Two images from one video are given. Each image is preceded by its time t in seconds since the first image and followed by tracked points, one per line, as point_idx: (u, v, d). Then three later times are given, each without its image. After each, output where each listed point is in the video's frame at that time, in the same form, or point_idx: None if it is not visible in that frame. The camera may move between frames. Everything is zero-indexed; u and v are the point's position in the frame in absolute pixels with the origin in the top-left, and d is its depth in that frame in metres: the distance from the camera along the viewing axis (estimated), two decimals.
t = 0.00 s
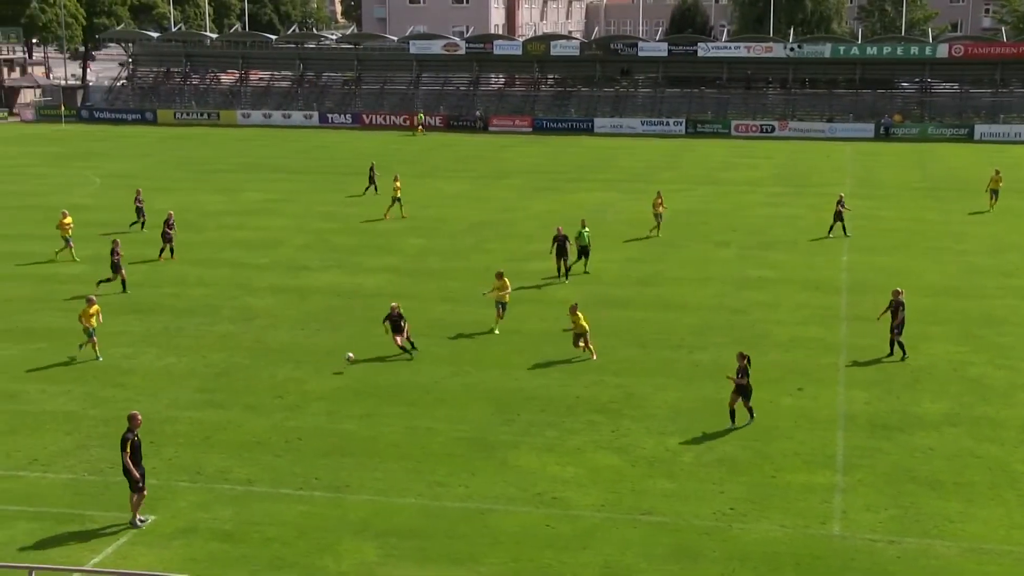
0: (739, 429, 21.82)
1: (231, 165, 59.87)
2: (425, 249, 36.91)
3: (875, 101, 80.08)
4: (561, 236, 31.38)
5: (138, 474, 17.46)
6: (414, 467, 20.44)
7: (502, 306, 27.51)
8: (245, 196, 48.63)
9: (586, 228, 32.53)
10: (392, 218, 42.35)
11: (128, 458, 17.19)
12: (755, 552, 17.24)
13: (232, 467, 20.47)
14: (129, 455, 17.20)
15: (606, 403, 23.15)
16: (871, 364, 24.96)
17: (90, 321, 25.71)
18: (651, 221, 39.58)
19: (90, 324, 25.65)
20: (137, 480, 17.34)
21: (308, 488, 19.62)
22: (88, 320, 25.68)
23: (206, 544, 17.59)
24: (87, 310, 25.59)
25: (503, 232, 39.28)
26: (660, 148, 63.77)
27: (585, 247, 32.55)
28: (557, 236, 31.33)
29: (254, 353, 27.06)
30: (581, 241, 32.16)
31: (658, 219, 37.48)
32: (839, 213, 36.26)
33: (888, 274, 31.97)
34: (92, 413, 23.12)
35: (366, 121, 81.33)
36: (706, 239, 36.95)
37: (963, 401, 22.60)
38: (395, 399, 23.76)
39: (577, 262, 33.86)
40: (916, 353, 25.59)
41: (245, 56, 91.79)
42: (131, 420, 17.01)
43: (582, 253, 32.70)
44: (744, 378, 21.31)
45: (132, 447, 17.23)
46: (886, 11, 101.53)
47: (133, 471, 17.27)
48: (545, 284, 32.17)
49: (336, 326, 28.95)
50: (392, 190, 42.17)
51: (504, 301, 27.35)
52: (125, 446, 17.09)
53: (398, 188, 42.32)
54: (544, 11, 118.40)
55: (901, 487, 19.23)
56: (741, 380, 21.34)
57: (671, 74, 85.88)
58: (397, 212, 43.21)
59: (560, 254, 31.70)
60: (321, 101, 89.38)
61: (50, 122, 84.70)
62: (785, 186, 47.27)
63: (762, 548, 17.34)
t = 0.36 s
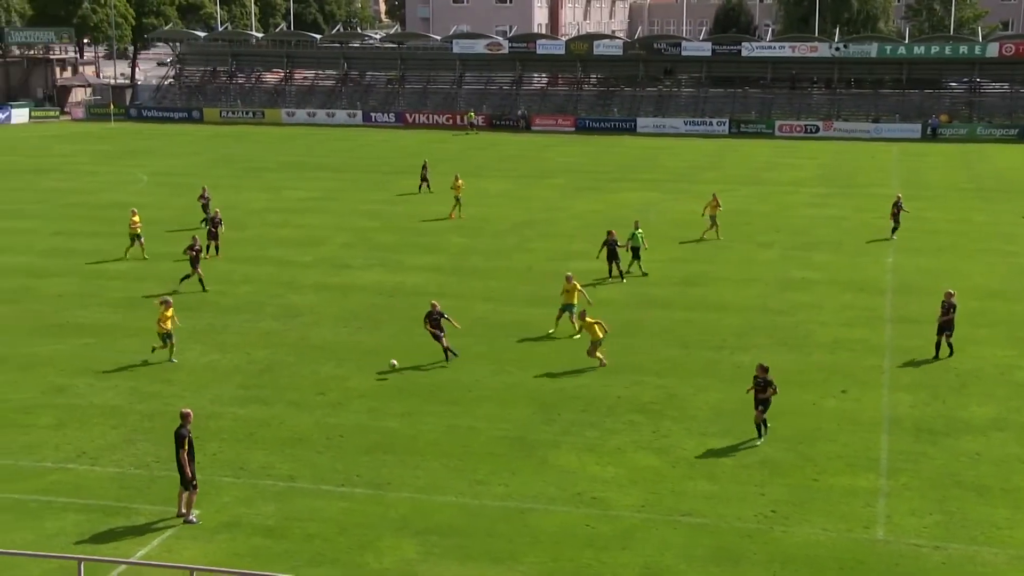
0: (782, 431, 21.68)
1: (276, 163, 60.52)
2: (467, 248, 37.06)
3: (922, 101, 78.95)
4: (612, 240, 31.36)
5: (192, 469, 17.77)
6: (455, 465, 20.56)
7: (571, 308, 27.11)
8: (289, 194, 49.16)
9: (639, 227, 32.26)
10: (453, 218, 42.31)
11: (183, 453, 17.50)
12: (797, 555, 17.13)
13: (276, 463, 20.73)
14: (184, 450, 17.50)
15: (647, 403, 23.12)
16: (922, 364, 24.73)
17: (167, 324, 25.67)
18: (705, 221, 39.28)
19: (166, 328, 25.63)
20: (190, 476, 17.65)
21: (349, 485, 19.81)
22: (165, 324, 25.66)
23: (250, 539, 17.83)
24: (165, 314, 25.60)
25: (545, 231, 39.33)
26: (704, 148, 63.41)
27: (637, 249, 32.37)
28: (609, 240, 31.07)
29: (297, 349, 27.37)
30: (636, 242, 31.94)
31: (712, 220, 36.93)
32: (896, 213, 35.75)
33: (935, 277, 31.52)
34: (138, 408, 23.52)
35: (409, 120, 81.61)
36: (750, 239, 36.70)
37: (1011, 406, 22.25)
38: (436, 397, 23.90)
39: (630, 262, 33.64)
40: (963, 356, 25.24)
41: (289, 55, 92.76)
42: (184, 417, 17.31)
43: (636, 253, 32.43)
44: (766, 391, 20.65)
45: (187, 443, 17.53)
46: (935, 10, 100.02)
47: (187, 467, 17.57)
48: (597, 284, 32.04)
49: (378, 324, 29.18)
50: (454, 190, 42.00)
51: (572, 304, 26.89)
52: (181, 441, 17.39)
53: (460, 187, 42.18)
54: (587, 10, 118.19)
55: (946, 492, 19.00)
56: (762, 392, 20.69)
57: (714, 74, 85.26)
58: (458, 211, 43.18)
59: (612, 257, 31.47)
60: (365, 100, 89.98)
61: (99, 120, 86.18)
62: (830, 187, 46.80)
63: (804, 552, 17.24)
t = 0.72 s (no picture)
0: (836, 434, 21.52)
1: (331, 161, 61.21)
2: (519, 247, 37.21)
3: (983, 101, 77.44)
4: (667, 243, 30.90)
5: (251, 466, 18.16)
6: (507, 464, 20.72)
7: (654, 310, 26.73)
8: (343, 193, 49.74)
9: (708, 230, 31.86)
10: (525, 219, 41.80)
11: (243, 451, 17.90)
12: (850, 559, 17.03)
13: (330, 460, 21.06)
14: (244, 447, 17.91)
15: (700, 404, 23.08)
16: (987, 364, 24.54)
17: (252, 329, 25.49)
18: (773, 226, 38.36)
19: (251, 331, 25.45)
20: (249, 473, 18.04)
21: (402, 483, 20.07)
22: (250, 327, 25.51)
23: (305, 535, 18.18)
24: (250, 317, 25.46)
25: (597, 231, 39.33)
26: (759, 148, 62.86)
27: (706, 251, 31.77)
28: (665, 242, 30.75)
29: (351, 347, 27.74)
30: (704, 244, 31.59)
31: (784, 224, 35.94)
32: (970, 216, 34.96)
33: (995, 280, 30.95)
34: (196, 403, 24.03)
35: (464, 119, 81.84)
36: (804, 240, 36.35)
37: None
38: (487, 396, 24.08)
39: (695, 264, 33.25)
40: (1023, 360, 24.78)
41: (345, 54, 93.98)
42: (243, 414, 17.69)
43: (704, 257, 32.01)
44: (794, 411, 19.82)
45: (247, 440, 17.94)
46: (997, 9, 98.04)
47: (247, 465, 17.97)
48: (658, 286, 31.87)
49: (431, 323, 29.45)
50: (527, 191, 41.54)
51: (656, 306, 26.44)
52: (241, 439, 17.80)
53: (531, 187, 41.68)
54: (643, 10, 117.72)
55: (1004, 498, 18.74)
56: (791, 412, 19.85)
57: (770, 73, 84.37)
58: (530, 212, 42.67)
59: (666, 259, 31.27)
60: (420, 99, 90.55)
61: (158, 119, 87.78)
62: (887, 188, 46.15)
63: (858, 556, 17.13)
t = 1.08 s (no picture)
0: (856, 434, 21.52)
1: (355, 161, 61.51)
2: (541, 247, 37.33)
3: (1007, 102, 76.94)
4: (688, 243, 30.89)
5: (273, 468, 18.39)
6: (528, 463, 20.88)
7: (710, 310, 26.81)
8: (366, 193, 50.02)
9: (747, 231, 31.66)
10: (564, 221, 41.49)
11: (264, 453, 18.14)
12: (870, 559, 17.07)
13: (352, 460, 21.28)
14: (266, 449, 18.16)
15: (721, 404, 23.14)
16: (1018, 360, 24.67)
17: (308, 337, 24.77)
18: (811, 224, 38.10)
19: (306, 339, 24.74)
20: (271, 474, 18.27)
21: (423, 483, 20.27)
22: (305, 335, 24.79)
23: (326, 534, 18.41)
24: (307, 324, 24.68)
25: (619, 231, 39.41)
26: (783, 148, 62.67)
27: (745, 251, 31.56)
28: (684, 242, 30.80)
29: (372, 347, 27.97)
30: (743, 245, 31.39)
31: (818, 226, 35.41)
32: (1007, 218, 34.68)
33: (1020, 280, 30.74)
34: (220, 404, 24.33)
35: (487, 119, 82.07)
36: (826, 241, 36.26)
37: None
38: (508, 396, 24.22)
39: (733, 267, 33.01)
40: None
41: (369, 54, 94.49)
42: (264, 417, 17.94)
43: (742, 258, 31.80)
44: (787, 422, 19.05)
45: (269, 442, 18.18)
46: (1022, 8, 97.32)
47: (269, 466, 18.20)
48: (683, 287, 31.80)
49: (452, 322, 29.64)
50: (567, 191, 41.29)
51: (713, 304, 26.60)
52: (263, 441, 18.03)
53: (573, 188, 41.29)
54: (667, 10, 117.56)
55: None
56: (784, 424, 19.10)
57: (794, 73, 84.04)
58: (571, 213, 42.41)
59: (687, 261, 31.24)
60: (443, 99, 90.79)
61: (182, 119, 88.44)
62: (911, 188, 45.91)
63: (878, 555, 17.17)
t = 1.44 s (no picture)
0: (772, 429, 21.73)
1: (270, 163, 60.39)
2: (460, 248, 37.03)
3: (912, 101, 79.14)
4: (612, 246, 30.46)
5: (187, 475, 17.74)
6: (447, 465, 20.58)
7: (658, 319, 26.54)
8: (280, 194, 49.10)
9: (677, 231, 31.52)
10: (493, 222, 41.04)
11: (178, 460, 17.50)
12: (788, 552, 17.23)
13: (267, 466, 20.68)
14: (179, 457, 17.50)
15: (640, 403, 23.15)
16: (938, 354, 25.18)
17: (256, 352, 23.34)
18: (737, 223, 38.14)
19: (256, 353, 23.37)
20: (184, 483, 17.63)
21: (341, 487, 19.78)
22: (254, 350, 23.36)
23: (240, 542, 17.83)
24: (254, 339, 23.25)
25: (537, 230, 39.34)
26: (697, 148, 63.46)
27: (674, 252, 31.48)
28: (608, 245, 30.44)
29: (287, 350, 27.33)
30: (671, 246, 31.23)
31: (743, 227, 35.39)
32: (930, 215, 35.33)
33: (927, 276, 31.46)
34: (129, 411, 23.46)
35: (403, 120, 81.44)
36: (741, 238, 36.73)
37: (999, 403, 22.26)
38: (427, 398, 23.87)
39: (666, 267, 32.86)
40: (954, 354, 25.15)
41: (281, 54, 92.69)
42: (177, 423, 17.29)
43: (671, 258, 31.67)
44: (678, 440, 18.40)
45: (182, 450, 17.53)
46: (925, 10, 100.43)
47: (182, 474, 17.56)
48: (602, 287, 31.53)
49: (370, 325, 29.15)
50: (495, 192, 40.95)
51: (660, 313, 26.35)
52: (175, 449, 17.38)
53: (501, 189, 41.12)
54: (581, 10, 118.28)
55: (936, 488, 19.12)
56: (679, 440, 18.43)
57: (707, 73, 85.27)
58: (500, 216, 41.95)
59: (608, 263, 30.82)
60: (358, 99, 89.82)
61: (88, 120, 85.88)
62: (822, 187, 46.82)
63: (795, 549, 17.31)
